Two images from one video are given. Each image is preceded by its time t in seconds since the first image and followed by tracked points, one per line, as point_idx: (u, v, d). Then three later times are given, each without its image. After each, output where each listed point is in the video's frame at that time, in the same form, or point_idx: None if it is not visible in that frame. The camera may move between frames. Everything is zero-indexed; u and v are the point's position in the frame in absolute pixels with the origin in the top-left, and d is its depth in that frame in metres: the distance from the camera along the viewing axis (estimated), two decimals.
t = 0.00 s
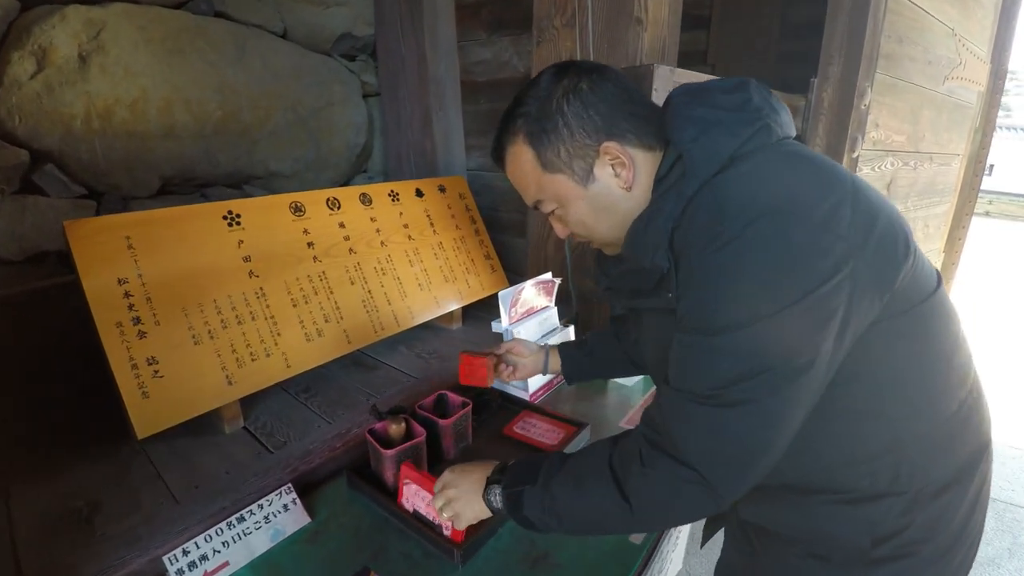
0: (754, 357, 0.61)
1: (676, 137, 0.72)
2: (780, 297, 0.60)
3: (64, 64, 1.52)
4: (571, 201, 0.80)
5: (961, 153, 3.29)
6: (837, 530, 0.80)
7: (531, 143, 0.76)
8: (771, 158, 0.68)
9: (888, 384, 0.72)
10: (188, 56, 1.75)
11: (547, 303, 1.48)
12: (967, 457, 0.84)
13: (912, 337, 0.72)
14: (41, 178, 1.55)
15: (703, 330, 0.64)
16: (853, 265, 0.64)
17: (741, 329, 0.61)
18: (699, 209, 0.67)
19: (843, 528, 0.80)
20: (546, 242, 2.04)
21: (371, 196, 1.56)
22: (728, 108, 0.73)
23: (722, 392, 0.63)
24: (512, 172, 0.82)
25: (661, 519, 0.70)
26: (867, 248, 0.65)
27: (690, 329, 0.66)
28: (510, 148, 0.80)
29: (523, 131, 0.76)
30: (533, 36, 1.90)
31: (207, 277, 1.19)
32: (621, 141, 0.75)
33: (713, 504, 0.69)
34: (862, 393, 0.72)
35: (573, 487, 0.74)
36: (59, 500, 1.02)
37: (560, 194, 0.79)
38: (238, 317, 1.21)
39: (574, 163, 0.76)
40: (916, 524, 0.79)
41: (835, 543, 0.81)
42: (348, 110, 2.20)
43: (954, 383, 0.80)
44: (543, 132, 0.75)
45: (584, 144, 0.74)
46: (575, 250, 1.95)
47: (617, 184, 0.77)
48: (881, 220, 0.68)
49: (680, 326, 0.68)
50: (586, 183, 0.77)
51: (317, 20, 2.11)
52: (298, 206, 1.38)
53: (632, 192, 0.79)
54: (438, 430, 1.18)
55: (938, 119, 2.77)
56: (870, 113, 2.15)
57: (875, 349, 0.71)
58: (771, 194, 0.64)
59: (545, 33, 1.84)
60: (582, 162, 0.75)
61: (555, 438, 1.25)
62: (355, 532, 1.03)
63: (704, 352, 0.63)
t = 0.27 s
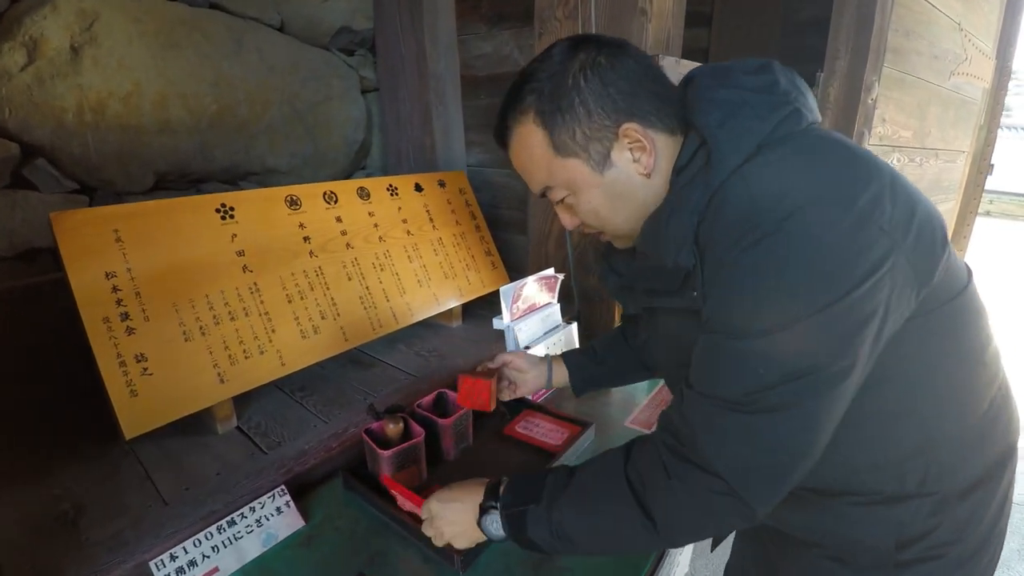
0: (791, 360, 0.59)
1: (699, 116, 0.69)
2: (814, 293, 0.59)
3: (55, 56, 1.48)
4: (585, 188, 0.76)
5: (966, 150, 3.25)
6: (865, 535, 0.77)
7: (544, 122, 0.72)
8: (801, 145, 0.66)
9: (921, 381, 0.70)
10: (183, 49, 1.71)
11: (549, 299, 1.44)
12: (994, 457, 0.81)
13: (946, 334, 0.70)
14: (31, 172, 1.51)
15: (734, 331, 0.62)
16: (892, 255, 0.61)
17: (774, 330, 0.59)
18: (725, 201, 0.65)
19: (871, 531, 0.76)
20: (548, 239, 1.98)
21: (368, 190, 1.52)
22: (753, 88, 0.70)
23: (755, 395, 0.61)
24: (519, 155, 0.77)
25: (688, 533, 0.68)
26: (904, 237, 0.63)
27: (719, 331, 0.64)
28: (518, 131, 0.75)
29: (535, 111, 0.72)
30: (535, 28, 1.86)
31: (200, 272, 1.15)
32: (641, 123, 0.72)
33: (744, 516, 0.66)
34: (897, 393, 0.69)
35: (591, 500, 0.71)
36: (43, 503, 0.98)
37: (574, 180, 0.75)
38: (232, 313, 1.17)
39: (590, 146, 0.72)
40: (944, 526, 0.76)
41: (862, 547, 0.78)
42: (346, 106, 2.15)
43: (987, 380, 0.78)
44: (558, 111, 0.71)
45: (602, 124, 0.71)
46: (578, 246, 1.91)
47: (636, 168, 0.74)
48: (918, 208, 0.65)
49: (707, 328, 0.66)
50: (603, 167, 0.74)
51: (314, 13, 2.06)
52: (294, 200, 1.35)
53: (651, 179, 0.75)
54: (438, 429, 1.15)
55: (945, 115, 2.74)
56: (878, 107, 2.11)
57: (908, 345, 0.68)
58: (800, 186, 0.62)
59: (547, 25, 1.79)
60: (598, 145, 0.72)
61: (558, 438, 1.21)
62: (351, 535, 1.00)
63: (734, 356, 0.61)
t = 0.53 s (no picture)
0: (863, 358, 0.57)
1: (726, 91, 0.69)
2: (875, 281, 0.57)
3: (49, 47, 1.44)
4: (598, 168, 0.73)
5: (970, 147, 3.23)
6: (895, 534, 0.73)
7: (555, 98, 0.69)
8: (833, 124, 0.65)
9: (963, 371, 0.68)
10: (179, 41, 1.68)
11: (552, 294, 1.41)
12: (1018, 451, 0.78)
13: (982, 318, 0.69)
14: (25, 166, 1.47)
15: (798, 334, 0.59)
16: (939, 236, 0.60)
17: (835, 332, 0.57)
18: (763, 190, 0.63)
19: (901, 531, 0.73)
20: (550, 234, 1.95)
21: (367, 183, 1.49)
22: (775, 66, 0.70)
23: (821, 398, 0.59)
24: (525, 134, 0.74)
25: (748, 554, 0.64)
26: (945, 219, 0.62)
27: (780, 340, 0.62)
28: (526, 108, 0.72)
29: (546, 87, 0.70)
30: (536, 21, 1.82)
31: (193, 264, 1.12)
32: (661, 100, 0.70)
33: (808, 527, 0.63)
34: (946, 389, 0.67)
35: (633, 527, 0.69)
36: (30, 503, 0.95)
37: (587, 160, 0.72)
38: (227, 307, 1.14)
39: (607, 123, 0.70)
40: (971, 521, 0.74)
41: (889, 547, 0.74)
42: (345, 100, 2.12)
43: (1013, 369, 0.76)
44: (572, 86, 0.68)
45: (620, 100, 0.68)
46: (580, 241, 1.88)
47: (654, 148, 0.72)
48: (948, 186, 0.65)
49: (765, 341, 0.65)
50: (619, 147, 0.71)
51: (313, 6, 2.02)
52: (290, 192, 1.32)
53: (669, 160, 0.73)
54: (438, 426, 1.12)
55: (949, 111, 2.71)
56: (883, 101, 2.08)
57: (954, 333, 0.67)
58: (841, 170, 0.61)
59: (548, 17, 1.76)
60: (614, 122, 0.69)
61: (562, 435, 1.18)
62: (348, 535, 0.97)
63: (799, 367, 0.60)
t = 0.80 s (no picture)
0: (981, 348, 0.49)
1: (758, 46, 0.63)
2: (984, 257, 0.49)
3: (44, 37, 1.42)
4: (618, 141, 0.66)
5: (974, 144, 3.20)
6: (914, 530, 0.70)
7: (572, 59, 0.63)
8: (880, 89, 0.59)
9: None
10: (177, 32, 1.65)
11: (554, 287, 1.39)
12: None
13: None
14: (19, 157, 1.45)
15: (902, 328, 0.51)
16: None
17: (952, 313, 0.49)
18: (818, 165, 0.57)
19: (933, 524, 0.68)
20: (551, 229, 1.92)
21: (367, 175, 1.47)
22: (812, 25, 0.63)
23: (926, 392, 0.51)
24: (536, 105, 0.67)
25: (875, 556, 0.57)
26: None
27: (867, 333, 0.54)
28: (537, 74, 0.65)
29: (562, 50, 0.64)
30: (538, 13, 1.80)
31: (189, 254, 1.10)
32: (688, 64, 0.64)
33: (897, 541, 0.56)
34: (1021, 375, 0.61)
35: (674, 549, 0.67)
36: (21, 497, 0.92)
37: (606, 132, 0.65)
38: (223, 298, 1.12)
39: (629, 90, 0.63)
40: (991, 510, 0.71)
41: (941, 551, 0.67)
42: (344, 95, 2.09)
43: None
44: (591, 48, 0.63)
45: (645, 62, 0.63)
46: (582, 235, 1.85)
47: (680, 118, 0.65)
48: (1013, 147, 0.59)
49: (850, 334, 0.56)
50: (643, 116, 0.65)
51: None
52: (289, 182, 1.29)
53: (696, 131, 0.67)
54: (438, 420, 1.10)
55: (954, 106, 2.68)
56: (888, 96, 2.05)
57: None
58: (916, 132, 0.54)
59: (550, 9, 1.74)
60: (637, 88, 0.63)
61: (565, 429, 1.16)
62: (346, 530, 0.94)
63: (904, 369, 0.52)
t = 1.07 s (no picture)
0: None
1: (799, 3, 0.56)
2: None
3: (41, 28, 1.41)
4: (643, 117, 0.58)
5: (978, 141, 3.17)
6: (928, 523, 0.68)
7: (594, 22, 0.54)
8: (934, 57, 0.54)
9: None
10: (174, 24, 1.63)
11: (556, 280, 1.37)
12: None
13: None
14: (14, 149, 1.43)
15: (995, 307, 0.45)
16: None
17: None
18: (885, 133, 0.52)
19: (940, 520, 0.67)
20: (552, 224, 1.90)
21: (366, 167, 1.45)
22: None
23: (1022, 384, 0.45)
24: (547, 76, 0.58)
25: (937, 555, 0.52)
26: None
27: (955, 317, 0.47)
28: (549, 39, 0.56)
29: (580, 11, 0.55)
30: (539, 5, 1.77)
31: (185, 244, 1.08)
32: (723, 28, 0.56)
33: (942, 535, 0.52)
34: None
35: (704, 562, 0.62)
36: (12, 490, 0.90)
37: (630, 106, 0.57)
38: (219, 289, 1.10)
39: (658, 58, 0.55)
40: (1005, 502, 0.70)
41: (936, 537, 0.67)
42: (344, 89, 2.06)
43: None
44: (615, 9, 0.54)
45: (678, 24, 0.54)
46: (583, 229, 1.83)
47: (713, 90, 0.58)
48: None
49: (926, 318, 0.49)
50: (673, 88, 0.56)
51: None
52: (287, 173, 1.27)
53: (727, 105, 0.59)
54: (437, 413, 1.07)
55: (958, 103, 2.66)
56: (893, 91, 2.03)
57: None
58: (988, 96, 0.49)
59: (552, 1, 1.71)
60: (667, 55, 0.55)
61: (568, 423, 1.14)
62: (344, 525, 0.92)
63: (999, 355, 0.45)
